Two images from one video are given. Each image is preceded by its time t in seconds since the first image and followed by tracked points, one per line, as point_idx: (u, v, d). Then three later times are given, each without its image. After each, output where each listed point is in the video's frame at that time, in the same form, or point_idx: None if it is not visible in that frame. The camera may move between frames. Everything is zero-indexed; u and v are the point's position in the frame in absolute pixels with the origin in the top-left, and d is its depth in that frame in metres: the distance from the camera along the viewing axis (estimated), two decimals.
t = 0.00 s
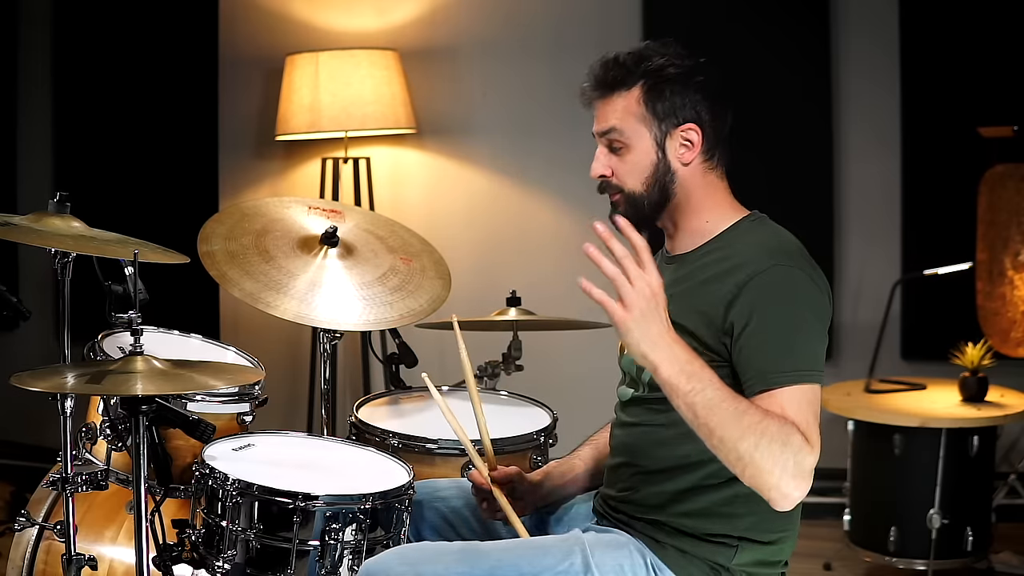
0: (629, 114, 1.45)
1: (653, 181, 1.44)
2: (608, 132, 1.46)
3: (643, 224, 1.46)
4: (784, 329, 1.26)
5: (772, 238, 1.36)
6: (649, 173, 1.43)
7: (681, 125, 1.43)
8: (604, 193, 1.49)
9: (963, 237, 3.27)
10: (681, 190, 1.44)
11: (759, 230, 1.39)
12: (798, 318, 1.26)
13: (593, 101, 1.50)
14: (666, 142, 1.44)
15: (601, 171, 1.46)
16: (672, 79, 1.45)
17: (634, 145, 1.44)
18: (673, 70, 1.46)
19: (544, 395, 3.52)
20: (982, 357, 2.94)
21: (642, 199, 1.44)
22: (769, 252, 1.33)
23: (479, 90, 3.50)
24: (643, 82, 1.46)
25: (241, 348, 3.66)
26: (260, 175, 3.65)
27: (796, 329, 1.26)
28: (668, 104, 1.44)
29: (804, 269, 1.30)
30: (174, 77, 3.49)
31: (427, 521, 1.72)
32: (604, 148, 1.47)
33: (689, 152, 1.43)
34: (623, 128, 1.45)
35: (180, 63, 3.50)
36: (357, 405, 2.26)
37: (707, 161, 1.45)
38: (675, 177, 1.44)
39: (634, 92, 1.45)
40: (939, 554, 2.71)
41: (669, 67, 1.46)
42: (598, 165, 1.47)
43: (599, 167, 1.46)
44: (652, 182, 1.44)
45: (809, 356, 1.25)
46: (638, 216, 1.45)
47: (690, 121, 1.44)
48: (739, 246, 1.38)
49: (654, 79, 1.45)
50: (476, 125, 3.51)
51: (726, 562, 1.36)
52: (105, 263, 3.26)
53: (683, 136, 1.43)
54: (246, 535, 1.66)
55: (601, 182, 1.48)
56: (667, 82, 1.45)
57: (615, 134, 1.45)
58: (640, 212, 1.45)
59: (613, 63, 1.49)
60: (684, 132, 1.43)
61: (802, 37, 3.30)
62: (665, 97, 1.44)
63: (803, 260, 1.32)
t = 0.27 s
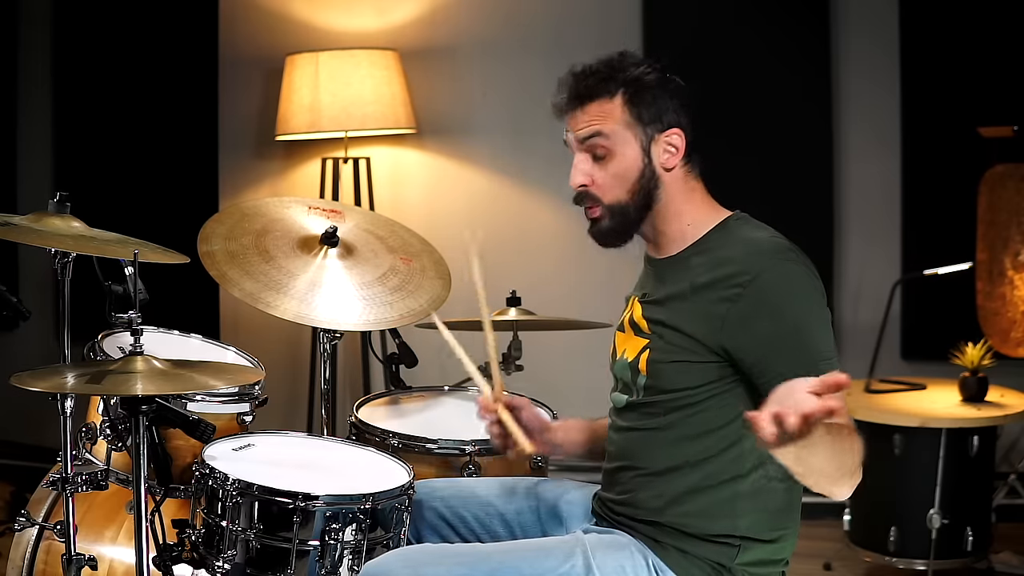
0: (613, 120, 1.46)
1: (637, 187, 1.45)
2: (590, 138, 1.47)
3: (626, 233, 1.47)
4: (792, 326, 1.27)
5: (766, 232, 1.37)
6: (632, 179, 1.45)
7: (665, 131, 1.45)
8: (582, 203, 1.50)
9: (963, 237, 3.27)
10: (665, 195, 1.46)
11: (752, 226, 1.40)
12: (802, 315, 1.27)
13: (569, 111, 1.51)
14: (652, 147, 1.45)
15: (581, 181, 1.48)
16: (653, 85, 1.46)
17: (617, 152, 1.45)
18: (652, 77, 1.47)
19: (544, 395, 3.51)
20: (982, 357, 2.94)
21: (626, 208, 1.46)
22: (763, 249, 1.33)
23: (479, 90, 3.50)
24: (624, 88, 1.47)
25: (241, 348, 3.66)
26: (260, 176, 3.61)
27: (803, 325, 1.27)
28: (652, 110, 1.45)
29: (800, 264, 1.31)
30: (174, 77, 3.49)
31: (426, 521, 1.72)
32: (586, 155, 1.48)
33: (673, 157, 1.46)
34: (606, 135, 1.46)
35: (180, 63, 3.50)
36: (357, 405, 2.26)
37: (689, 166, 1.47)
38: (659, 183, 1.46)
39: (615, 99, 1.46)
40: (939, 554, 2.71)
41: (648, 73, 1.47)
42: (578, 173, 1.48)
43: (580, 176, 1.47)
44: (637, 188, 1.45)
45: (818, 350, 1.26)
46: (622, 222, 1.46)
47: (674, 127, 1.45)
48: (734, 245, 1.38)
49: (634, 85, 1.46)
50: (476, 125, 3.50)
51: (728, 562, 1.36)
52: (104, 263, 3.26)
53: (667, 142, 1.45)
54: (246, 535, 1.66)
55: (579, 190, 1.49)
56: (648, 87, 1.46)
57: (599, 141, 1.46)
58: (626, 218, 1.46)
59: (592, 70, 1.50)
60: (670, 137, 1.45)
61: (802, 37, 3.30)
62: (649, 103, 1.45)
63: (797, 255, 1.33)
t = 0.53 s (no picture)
0: (660, 108, 1.51)
1: (675, 177, 1.51)
2: (637, 123, 1.51)
3: (655, 223, 1.52)
4: (795, 324, 1.32)
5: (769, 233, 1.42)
6: (672, 169, 1.51)
7: (697, 129, 1.54)
8: (616, 186, 1.52)
9: (963, 237, 3.27)
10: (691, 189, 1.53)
11: (752, 226, 1.45)
12: (805, 313, 1.32)
13: (605, 98, 1.55)
14: (688, 140, 1.53)
15: (622, 166, 1.51)
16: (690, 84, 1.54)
17: (662, 140, 1.51)
18: (688, 75, 1.55)
19: (544, 395, 3.51)
20: (982, 357, 2.94)
21: (664, 195, 1.51)
22: (765, 251, 1.39)
23: (479, 90, 3.50)
24: (668, 80, 1.53)
25: (241, 348, 3.66)
26: (260, 175, 3.63)
27: (806, 323, 1.32)
28: (691, 106, 1.53)
29: (803, 264, 1.36)
30: (174, 76, 3.49)
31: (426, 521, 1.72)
32: (630, 138, 1.52)
33: (698, 155, 1.55)
34: (656, 122, 1.51)
35: (179, 64, 3.50)
36: (357, 405, 2.26)
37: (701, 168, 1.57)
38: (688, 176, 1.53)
39: (662, 90, 1.52)
40: (939, 554, 2.71)
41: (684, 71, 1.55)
42: (620, 155, 1.51)
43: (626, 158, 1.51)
44: (674, 177, 1.51)
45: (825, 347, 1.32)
46: (659, 206, 1.50)
47: (703, 127, 1.55)
48: (736, 248, 1.43)
49: (678, 79, 1.53)
50: (476, 125, 3.50)
51: (729, 561, 1.36)
52: (105, 263, 3.26)
53: (697, 139, 1.54)
54: (246, 535, 1.66)
55: (619, 173, 1.51)
56: (687, 85, 1.53)
57: (649, 126, 1.51)
58: (661, 205, 1.50)
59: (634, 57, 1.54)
60: (698, 134, 1.54)
61: (802, 36, 3.30)
62: (689, 99, 1.53)
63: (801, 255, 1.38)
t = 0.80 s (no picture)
0: (667, 120, 1.42)
1: (681, 188, 1.43)
2: (640, 134, 1.42)
3: (659, 233, 1.44)
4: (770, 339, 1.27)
5: (770, 243, 1.36)
6: (678, 179, 1.43)
7: (703, 137, 1.46)
8: (620, 198, 1.44)
9: (963, 237, 3.27)
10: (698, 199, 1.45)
11: (759, 233, 1.40)
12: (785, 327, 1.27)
13: (608, 105, 1.46)
14: (694, 149, 1.45)
15: (626, 178, 1.43)
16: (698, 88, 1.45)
17: (668, 151, 1.43)
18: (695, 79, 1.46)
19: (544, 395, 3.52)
20: (982, 357, 2.94)
21: (670, 206, 1.43)
22: (751, 260, 1.34)
23: (479, 90, 3.50)
24: (674, 86, 1.44)
25: (241, 348, 3.66)
26: (260, 176, 3.58)
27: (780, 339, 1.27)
28: (697, 112, 1.45)
29: (794, 280, 1.30)
30: (174, 77, 3.49)
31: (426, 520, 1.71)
32: (632, 150, 1.43)
33: (704, 163, 1.47)
34: (660, 134, 1.43)
35: (180, 64, 3.50)
36: (357, 405, 2.27)
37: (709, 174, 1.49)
38: (694, 186, 1.45)
39: (668, 97, 1.43)
40: (939, 554, 2.71)
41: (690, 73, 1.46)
42: (624, 167, 1.43)
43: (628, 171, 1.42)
44: (679, 189, 1.43)
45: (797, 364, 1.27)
46: (663, 220, 1.43)
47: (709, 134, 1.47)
48: (725, 254, 1.38)
49: (684, 83, 1.44)
50: (476, 125, 3.50)
51: (733, 561, 1.36)
52: (105, 263, 3.26)
53: (702, 147, 1.46)
54: (246, 535, 1.66)
55: (621, 185, 1.43)
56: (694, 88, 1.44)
57: (654, 138, 1.42)
58: (666, 217, 1.43)
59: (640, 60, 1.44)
60: (704, 142, 1.46)
61: (802, 37, 3.31)
62: (695, 105, 1.44)
63: (795, 272, 1.32)
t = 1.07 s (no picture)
0: (651, 131, 1.41)
1: (669, 197, 1.43)
2: (625, 147, 1.41)
3: (649, 244, 1.44)
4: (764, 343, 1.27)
5: (762, 247, 1.36)
6: (666, 189, 1.42)
7: (689, 142, 1.45)
8: (609, 212, 1.44)
9: (963, 237, 3.27)
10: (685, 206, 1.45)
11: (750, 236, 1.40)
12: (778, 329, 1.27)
13: (592, 119, 1.44)
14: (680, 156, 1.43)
15: (613, 193, 1.42)
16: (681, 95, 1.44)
17: (654, 161, 1.41)
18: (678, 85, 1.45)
19: (544, 395, 3.52)
20: (982, 357, 2.94)
21: (659, 216, 1.43)
22: (746, 263, 1.34)
23: (478, 90, 3.50)
24: (657, 95, 1.42)
25: (241, 348, 3.66)
26: (260, 175, 3.60)
27: (776, 341, 1.27)
28: (680, 119, 1.43)
29: (787, 283, 1.30)
30: (174, 77, 3.49)
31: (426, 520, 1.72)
32: (618, 164, 1.42)
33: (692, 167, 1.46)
34: (645, 145, 1.41)
35: (180, 64, 3.50)
36: (356, 405, 2.27)
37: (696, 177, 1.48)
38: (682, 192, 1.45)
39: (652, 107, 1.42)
40: (939, 554, 2.71)
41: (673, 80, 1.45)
42: (610, 182, 1.42)
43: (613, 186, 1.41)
44: (667, 198, 1.43)
45: (795, 366, 1.26)
46: (648, 231, 1.43)
47: (695, 138, 1.45)
48: (717, 259, 1.38)
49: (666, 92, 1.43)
50: (476, 125, 3.50)
51: (734, 563, 1.35)
52: (104, 263, 3.26)
53: (689, 153, 1.45)
54: (246, 535, 1.66)
55: (608, 200, 1.43)
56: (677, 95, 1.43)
57: (639, 150, 1.41)
58: (656, 226, 1.43)
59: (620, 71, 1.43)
60: (691, 148, 1.45)
61: (802, 37, 3.31)
62: (679, 112, 1.43)
63: (788, 276, 1.32)
